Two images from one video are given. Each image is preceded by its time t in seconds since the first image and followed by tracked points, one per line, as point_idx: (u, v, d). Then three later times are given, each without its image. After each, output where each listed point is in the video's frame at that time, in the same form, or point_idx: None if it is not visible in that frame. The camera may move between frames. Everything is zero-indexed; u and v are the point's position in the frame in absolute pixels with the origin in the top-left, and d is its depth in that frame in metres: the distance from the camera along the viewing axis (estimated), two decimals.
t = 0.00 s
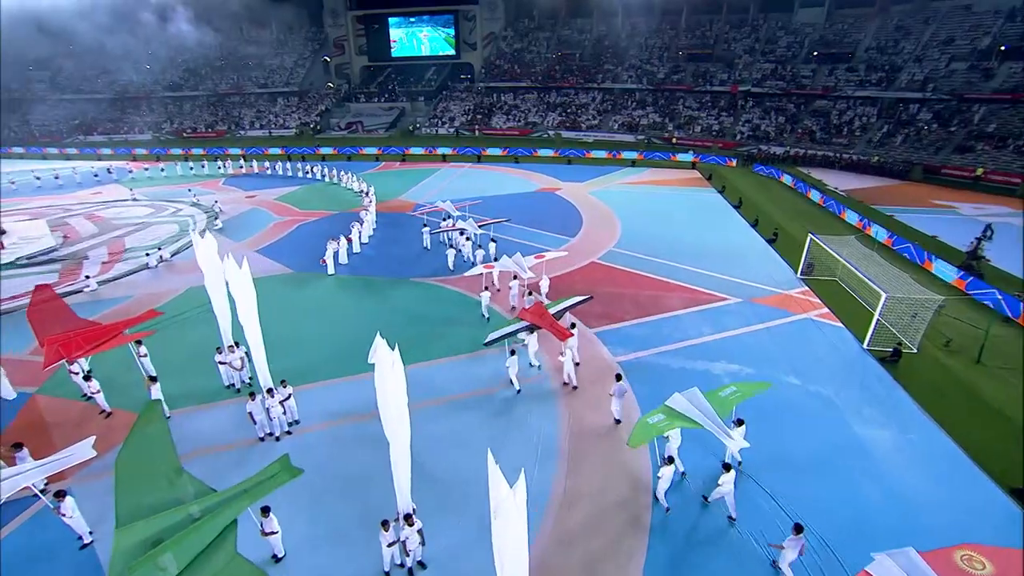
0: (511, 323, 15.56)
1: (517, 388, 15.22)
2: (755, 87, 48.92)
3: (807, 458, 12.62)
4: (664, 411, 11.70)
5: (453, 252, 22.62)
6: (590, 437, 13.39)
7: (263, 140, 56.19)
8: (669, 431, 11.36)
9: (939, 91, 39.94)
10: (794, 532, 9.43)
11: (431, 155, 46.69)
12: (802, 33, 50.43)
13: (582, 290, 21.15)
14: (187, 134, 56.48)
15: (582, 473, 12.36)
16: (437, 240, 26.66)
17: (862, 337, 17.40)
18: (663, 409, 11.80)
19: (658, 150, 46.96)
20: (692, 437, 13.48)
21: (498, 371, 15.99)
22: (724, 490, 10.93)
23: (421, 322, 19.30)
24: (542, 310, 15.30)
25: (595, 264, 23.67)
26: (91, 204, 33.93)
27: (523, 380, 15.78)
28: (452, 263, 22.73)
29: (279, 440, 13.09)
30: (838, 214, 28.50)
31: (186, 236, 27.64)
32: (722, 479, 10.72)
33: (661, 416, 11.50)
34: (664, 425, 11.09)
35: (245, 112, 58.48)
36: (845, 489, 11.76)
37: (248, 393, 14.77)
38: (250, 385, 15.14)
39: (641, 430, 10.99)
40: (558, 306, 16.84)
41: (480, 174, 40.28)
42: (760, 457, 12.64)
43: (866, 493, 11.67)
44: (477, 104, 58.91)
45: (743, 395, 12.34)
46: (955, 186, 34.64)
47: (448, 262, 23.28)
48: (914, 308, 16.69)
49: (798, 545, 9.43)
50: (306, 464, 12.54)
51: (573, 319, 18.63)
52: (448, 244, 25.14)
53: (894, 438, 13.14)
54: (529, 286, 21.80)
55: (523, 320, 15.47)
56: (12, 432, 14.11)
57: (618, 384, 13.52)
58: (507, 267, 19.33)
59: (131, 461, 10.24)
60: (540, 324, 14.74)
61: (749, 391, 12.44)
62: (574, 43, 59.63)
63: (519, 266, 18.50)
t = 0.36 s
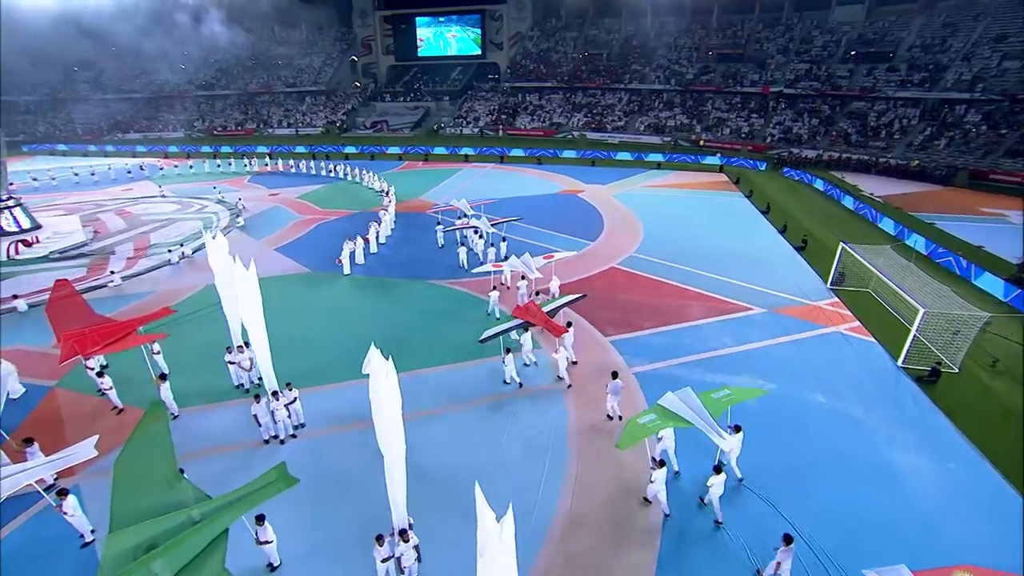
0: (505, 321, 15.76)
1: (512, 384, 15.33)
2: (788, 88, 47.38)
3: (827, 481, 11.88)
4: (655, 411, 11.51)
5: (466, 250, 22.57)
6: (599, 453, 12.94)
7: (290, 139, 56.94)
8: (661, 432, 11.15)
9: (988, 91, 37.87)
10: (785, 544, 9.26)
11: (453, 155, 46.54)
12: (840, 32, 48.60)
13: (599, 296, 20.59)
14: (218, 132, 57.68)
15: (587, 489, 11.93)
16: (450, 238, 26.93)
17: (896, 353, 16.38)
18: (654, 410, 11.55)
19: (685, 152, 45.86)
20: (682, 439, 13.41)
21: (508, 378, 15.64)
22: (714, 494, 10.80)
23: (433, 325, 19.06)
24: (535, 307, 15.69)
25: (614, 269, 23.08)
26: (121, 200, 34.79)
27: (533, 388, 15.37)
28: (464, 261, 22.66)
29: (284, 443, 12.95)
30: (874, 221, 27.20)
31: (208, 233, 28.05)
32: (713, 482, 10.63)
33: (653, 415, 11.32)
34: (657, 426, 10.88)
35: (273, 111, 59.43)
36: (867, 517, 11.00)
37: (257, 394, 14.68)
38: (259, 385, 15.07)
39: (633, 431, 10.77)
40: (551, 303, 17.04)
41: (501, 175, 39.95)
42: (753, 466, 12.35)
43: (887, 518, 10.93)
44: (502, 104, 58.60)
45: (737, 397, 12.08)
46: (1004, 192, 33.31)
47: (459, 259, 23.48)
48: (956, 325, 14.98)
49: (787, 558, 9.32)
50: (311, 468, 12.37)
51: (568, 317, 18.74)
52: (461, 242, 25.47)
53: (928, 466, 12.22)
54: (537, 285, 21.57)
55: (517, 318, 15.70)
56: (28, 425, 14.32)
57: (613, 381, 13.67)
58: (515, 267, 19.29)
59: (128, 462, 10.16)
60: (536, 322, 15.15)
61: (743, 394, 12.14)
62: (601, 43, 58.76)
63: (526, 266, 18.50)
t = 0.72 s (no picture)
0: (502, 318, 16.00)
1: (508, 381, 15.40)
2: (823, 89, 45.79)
3: (852, 508, 11.20)
4: (647, 409, 11.56)
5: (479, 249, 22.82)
6: (610, 469, 12.45)
7: (317, 137, 57.56)
8: (652, 430, 11.16)
9: None
10: (774, 549, 9.10)
11: (476, 156, 46.33)
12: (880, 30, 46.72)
13: (618, 303, 19.99)
14: (247, 130, 58.83)
15: (596, 509, 11.44)
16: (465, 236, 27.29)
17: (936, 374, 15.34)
18: (645, 407, 11.60)
19: (713, 154, 44.68)
20: (673, 436, 13.47)
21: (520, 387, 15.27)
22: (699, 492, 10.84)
23: (448, 327, 18.75)
24: (531, 305, 15.95)
25: (634, 275, 22.44)
26: (151, 197, 35.62)
27: (546, 398, 14.93)
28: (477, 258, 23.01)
29: (289, 446, 12.83)
30: (915, 229, 25.78)
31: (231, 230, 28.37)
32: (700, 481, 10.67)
33: (644, 413, 11.34)
34: (647, 423, 10.94)
35: (301, 109, 60.28)
36: (896, 553, 10.22)
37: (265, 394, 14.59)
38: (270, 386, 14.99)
39: (622, 428, 10.83)
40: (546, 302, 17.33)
41: (523, 175, 39.53)
42: (754, 472, 12.18)
43: (917, 554, 10.18)
44: (527, 104, 58.18)
45: (733, 400, 12.02)
46: None
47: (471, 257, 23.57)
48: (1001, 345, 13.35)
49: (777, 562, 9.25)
50: (315, 474, 12.20)
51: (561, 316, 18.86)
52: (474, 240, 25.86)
53: (968, 499, 11.31)
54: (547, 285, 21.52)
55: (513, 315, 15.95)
56: (48, 418, 14.54)
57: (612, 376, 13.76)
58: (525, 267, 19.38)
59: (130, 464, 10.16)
60: (532, 319, 15.37)
61: (740, 397, 12.01)
62: (629, 43, 57.82)
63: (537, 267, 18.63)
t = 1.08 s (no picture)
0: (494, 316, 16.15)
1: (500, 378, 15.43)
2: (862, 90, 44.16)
3: (874, 540, 10.39)
4: (640, 403, 11.84)
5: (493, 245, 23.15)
6: (620, 486, 11.92)
7: (344, 136, 58.09)
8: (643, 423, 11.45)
9: None
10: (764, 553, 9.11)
11: (500, 156, 46.02)
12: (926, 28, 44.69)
13: (638, 310, 19.35)
14: (277, 128, 59.79)
15: (604, 528, 10.96)
16: (481, 233, 27.46)
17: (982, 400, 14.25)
18: (638, 401, 11.93)
19: (743, 157, 43.41)
20: (688, 452, 12.90)
21: (531, 395, 14.88)
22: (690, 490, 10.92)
23: (461, 330, 18.44)
24: (524, 303, 16.18)
25: (656, 281, 21.75)
26: (180, 193, 36.38)
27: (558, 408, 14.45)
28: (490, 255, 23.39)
29: (293, 449, 12.71)
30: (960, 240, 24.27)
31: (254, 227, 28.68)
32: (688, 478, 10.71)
33: (636, 406, 11.70)
34: (637, 415, 11.27)
35: (329, 108, 60.89)
36: None
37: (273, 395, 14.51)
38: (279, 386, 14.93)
39: (611, 418, 11.24)
40: (539, 298, 17.49)
41: (546, 176, 39.05)
42: (773, 496, 11.50)
43: None
44: (553, 105, 57.61)
45: (725, 397, 12.17)
46: None
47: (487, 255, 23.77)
48: None
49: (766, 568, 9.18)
50: (319, 478, 12.03)
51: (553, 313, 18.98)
52: (490, 238, 26.01)
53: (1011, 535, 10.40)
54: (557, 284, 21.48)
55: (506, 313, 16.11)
56: (65, 410, 14.72)
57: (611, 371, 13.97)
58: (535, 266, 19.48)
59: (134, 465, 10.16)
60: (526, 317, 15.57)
61: (734, 394, 12.23)
62: (658, 43, 56.65)
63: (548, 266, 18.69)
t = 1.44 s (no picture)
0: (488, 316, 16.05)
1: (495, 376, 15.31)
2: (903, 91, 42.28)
3: None
4: (633, 398, 11.82)
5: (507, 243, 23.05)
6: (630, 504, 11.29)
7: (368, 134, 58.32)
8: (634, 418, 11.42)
9: None
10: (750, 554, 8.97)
11: (523, 157, 45.51)
12: (974, 25, 42.64)
13: (658, 319, 18.60)
14: (303, 127, 60.53)
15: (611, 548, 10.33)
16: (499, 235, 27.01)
17: None
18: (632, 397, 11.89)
19: (773, 161, 41.98)
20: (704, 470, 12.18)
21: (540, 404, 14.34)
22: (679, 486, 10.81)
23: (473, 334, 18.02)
24: (518, 302, 16.12)
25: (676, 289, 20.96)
26: (206, 190, 36.96)
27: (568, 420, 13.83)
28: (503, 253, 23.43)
29: (296, 455, 12.47)
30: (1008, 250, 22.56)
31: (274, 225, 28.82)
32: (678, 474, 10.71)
33: (628, 402, 11.63)
34: (628, 410, 11.23)
35: (355, 107, 61.35)
36: None
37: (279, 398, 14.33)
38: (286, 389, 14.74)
39: (603, 412, 11.19)
40: (531, 295, 17.37)
41: (568, 178, 38.41)
42: (791, 522, 10.76)
43: None
44: (578, 105, 56.84)
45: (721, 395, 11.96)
46: None
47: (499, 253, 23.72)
48: None
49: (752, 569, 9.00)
50: (318, 484, 11.74)
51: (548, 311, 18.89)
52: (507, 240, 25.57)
53: None
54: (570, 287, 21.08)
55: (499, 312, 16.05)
56: (76, 406, 14.77)
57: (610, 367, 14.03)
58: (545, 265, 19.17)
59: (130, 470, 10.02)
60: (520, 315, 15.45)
61: (729, 394, 11.98)
62: (687, 42, 55.32)
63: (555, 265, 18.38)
